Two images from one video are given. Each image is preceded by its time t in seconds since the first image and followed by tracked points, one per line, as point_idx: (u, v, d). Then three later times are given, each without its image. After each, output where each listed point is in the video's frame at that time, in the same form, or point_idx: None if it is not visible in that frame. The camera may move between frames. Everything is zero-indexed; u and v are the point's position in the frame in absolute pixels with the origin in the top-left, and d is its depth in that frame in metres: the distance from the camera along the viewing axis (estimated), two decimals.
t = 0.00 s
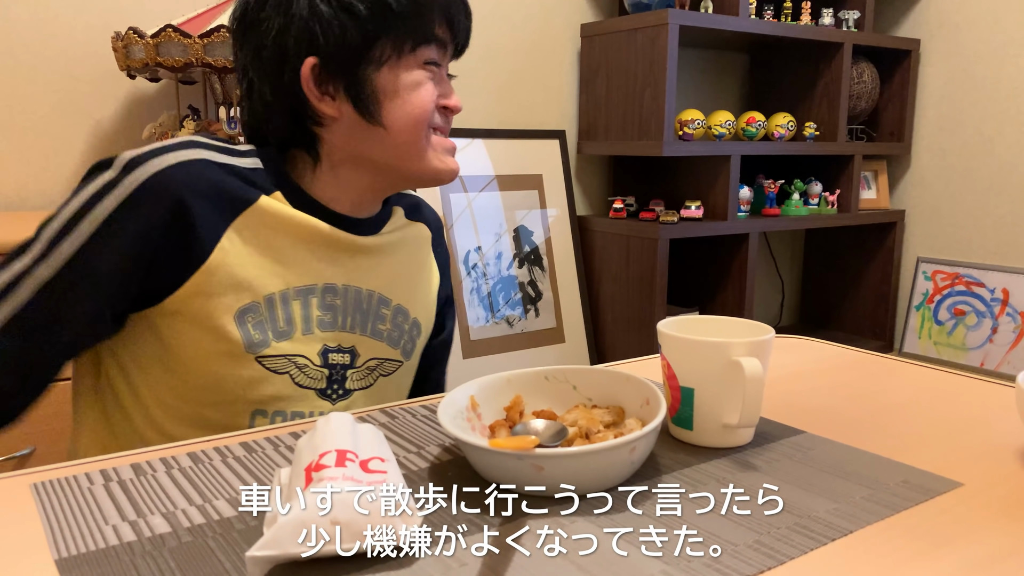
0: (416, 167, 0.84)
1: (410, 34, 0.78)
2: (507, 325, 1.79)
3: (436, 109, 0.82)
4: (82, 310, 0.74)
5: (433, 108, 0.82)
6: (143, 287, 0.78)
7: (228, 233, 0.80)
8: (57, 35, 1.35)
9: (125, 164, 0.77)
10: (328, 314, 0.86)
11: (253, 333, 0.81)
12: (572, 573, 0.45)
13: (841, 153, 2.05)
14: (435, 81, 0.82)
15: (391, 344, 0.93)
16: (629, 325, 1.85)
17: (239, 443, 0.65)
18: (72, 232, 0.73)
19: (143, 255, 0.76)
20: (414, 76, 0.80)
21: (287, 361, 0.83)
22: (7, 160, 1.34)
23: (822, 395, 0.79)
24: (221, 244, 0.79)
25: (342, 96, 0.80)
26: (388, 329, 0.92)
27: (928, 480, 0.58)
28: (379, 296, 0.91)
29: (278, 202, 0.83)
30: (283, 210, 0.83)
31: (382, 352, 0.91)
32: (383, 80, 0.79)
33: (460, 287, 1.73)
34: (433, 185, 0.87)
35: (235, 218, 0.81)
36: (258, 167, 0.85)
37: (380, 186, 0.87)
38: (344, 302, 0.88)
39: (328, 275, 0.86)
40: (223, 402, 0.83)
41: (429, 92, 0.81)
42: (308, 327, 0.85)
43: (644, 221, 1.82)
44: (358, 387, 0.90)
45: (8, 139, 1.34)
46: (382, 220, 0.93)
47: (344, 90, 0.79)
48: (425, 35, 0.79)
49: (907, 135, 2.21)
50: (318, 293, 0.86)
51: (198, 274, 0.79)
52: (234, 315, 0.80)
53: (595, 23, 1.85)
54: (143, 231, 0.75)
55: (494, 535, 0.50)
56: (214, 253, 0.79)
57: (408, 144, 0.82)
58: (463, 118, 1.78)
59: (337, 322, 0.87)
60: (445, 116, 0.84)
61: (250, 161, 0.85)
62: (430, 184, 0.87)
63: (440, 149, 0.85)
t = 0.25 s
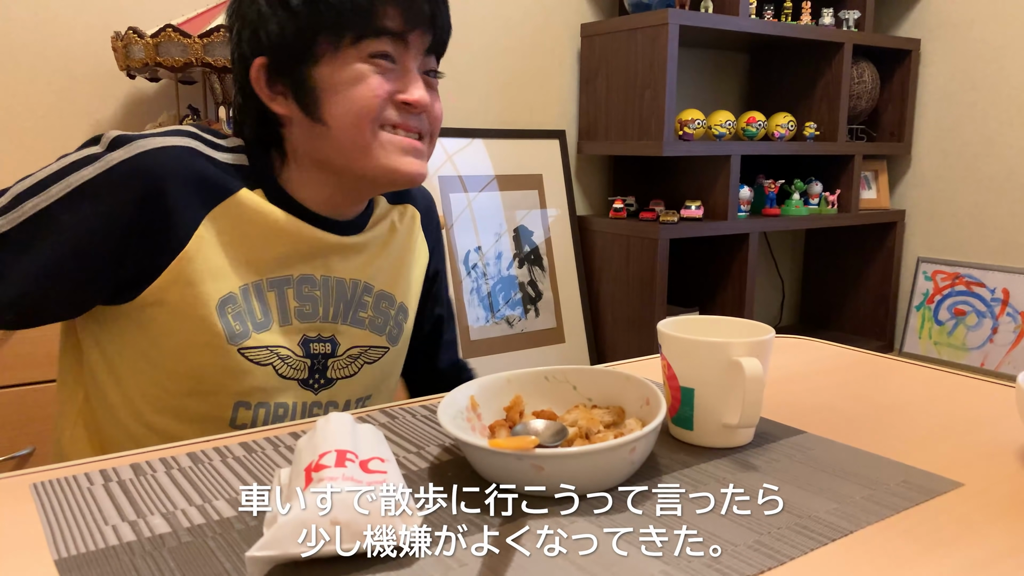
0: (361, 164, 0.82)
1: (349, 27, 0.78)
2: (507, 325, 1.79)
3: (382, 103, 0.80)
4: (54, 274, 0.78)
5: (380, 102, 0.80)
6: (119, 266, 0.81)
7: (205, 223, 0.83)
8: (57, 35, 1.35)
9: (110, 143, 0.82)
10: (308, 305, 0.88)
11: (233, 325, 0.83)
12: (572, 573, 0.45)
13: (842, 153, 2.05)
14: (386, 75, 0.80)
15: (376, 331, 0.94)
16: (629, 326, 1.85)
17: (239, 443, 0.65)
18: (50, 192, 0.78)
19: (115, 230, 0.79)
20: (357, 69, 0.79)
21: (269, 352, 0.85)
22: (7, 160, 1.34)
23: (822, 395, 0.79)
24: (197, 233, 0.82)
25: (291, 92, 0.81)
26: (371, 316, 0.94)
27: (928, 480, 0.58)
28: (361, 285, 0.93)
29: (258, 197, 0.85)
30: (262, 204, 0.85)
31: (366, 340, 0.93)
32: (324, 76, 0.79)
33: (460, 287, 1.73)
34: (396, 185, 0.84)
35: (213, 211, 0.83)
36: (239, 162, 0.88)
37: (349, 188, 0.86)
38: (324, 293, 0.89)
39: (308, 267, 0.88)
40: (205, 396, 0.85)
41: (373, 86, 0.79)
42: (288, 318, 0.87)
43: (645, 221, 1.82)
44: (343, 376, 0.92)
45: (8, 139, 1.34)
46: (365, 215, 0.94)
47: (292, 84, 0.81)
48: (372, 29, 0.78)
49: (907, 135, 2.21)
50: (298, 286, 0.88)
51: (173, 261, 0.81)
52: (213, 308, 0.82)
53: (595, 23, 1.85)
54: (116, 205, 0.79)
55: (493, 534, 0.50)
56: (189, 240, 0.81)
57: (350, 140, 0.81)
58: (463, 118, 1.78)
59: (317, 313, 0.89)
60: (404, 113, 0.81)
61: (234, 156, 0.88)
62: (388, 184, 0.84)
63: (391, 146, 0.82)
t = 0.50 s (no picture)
0: (308, 180, 0.81)
1: (288, 45, 0.77)
2: (507, 325, 1.79)
3: (318, 120, 0.78)
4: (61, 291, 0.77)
5: (319, 119, 0.78)
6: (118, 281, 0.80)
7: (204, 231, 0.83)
8: (57, 35, 1.35)
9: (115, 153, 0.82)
10: (310, 321, 0.87)
11: (230, 337, 0.82)
12: (572, 573, 0.45)
13: (842, 152, 2.05)
14: (326, 90, 0.78)
15: (385, 351, 0.92)
16: (630, 326, 1.85)
17: (239, 443, 0.65)
18: (55, 203, 0.77)
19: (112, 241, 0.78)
20: (298, 87, 0.78)
21: (266, 367, 0.84)
22: (7, 160, 1.34)
23: (822, 395, 0.79)
24: (196, 241, 0.82)
25: (255, 106, 0.84)
26: (380, 335, 0.91)
27: (928, 480, 0.58)
28: (370, 303, 0.91)
29: (259, 211, 0.85)
30: (262, 218, 0.85)
31: (373, 360, 0.90)
32: (274, 94, 0.80)
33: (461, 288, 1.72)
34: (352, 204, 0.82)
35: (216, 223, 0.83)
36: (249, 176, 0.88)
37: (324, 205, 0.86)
38: (329, 309, 0.88)
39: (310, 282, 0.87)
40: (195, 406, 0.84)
41: (312, 103, 0.78)
42: (287, 333, 0.86)
43: (645, 221, 1.82)
44: (346, 396, 0.89)
45: (8, 139, 1.34)
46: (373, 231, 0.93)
47: (256, 98, 0.83)
48: (308, 43, 0.76)
49: (907, 135, 2.21)
50: (300, 301, 0.87)
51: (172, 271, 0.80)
52: (214, 315, 0.82)
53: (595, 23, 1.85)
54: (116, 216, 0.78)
55: (492, 535, 0.50)
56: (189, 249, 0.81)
57: (294, 156, 0.81)
58: (463, 118, 1.78)
59: (319, 330, 0.87)
60: (347, 129, 0.78)
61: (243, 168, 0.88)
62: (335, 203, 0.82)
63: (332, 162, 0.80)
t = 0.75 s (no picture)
0: (347, 208, 0.81)
1: (338, 74, 0.76)
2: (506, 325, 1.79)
3: (364, 155, 0.78)
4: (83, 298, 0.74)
5: (363, 153, 0.78)
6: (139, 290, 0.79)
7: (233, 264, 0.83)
8: (57, 34, 1.35)
9: (154, 163, 0.81)
10: (332, 360, 0.87)
11: (247, 369, 0.83)
12: (572, 573, 0.45)
13: (842, 152, 2.05)
14: (374, 124, 0.77)
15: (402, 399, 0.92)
16: (630, 326, 1.85)
17: (239, 443, 0.65)
18: (83, 204, 0.74)
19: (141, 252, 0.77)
20: (344, 118, 0.77)
21: (277, 403, 0.85)
22: (6, 160, 1.34)
23: (822, 395, 0.79)
24: (225, 272, 0.82)
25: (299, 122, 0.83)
26: (400, 382, 0.92)
27: (929, 480, 0.58)
28: (397, 350, 0.91)
29: (296, 241, 0.85)
30: (298, 251, 0.85)
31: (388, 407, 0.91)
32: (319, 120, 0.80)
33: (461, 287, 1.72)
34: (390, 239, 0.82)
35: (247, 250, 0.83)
36: (282, 197, 0.86)
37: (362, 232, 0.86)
38: (354, 351, 0.88)
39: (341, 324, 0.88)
40: (195, 416, 0.83)
41: (357, 137, 0.77)
42: (306, 370, 0.86)
43: (645, 221, 1.82)
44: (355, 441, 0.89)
45: (8, 138, 1.34)
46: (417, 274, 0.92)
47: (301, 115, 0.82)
48: (362, 75, 0.75)
49: (907, 135, 2.21)
50: (326, 340, 0.87)
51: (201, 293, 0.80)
52: (231, 351, 0.82)
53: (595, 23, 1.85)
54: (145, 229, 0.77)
55: (492, 535, 0.50)
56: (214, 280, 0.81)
57: (335, 186, 0.81)
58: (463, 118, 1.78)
59: (339, 371, 0.88)
60: (392, 166, 0.78)
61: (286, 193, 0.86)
62: (371, 236, 0.82)
63: (372, 199, 0.80)
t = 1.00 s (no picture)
0: (376, 241, 0.78)
1: (375, 102, 0.72)
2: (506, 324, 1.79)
3: (393, 189, 0.73)
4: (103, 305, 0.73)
5: (390, 189, 0.73)
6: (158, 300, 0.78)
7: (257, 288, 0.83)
8: (57, 35, 1.35)
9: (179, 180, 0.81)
10: (355, 389, 0.87)
11: (266, 396, 0.84)
12: (572, 573, 0.45)
13: (842, 152, 2.05)
14: (406, 158, 0.72)
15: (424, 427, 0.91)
16: (630, 326, 1.85)
17: (239, 443, 0.65)
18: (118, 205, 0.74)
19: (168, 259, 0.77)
20: (376, 148, 0.73)
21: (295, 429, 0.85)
22: (7, 160, 1.34)
23: (823, 395, 0.79)
24: (248, 297, 0.83)
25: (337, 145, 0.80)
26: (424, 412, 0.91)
27: (929, 480, 0.58)
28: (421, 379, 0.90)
29: (321, 267, 0.84)
30: (323, 278, 0.84)
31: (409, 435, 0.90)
32: (354, 147, 0.76)
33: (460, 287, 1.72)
34: (414, 275, 0.79)
35: (267, 272, 0.84)
36: (303, 216, 0.86)
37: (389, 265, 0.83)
38: (378, 380, 0.88)
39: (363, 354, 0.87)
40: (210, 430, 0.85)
41: (386, 171, 0.73)
42: (327, 398, 0.86)
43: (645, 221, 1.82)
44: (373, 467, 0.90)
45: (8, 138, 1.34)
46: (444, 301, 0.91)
47: (341, 138, 0.80)
48: (399, 106, 0.71)
49: (907, 135, 2.21)
50: (349, 368, 0.87)
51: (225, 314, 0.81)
52: (251, 375, 0.83)
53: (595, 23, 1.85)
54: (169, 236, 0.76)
55: (493, 535, 0.49)
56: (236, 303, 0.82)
57: (364, 218, 0.78)
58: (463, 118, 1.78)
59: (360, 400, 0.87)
60: (421, 205, 0.73)
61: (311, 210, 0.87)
62: (398, 272, 0.80)
63: (400, 234, 0.77)
